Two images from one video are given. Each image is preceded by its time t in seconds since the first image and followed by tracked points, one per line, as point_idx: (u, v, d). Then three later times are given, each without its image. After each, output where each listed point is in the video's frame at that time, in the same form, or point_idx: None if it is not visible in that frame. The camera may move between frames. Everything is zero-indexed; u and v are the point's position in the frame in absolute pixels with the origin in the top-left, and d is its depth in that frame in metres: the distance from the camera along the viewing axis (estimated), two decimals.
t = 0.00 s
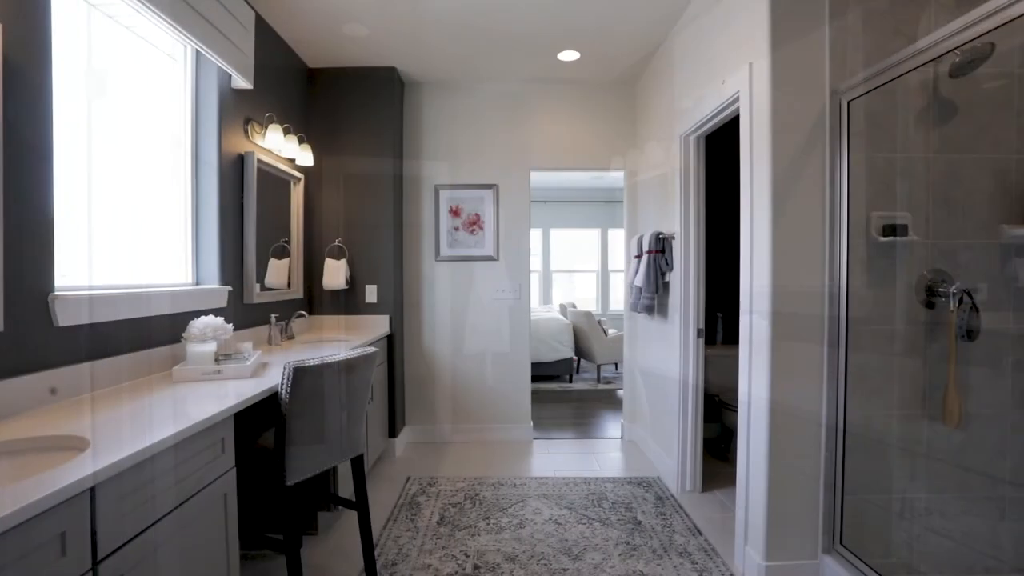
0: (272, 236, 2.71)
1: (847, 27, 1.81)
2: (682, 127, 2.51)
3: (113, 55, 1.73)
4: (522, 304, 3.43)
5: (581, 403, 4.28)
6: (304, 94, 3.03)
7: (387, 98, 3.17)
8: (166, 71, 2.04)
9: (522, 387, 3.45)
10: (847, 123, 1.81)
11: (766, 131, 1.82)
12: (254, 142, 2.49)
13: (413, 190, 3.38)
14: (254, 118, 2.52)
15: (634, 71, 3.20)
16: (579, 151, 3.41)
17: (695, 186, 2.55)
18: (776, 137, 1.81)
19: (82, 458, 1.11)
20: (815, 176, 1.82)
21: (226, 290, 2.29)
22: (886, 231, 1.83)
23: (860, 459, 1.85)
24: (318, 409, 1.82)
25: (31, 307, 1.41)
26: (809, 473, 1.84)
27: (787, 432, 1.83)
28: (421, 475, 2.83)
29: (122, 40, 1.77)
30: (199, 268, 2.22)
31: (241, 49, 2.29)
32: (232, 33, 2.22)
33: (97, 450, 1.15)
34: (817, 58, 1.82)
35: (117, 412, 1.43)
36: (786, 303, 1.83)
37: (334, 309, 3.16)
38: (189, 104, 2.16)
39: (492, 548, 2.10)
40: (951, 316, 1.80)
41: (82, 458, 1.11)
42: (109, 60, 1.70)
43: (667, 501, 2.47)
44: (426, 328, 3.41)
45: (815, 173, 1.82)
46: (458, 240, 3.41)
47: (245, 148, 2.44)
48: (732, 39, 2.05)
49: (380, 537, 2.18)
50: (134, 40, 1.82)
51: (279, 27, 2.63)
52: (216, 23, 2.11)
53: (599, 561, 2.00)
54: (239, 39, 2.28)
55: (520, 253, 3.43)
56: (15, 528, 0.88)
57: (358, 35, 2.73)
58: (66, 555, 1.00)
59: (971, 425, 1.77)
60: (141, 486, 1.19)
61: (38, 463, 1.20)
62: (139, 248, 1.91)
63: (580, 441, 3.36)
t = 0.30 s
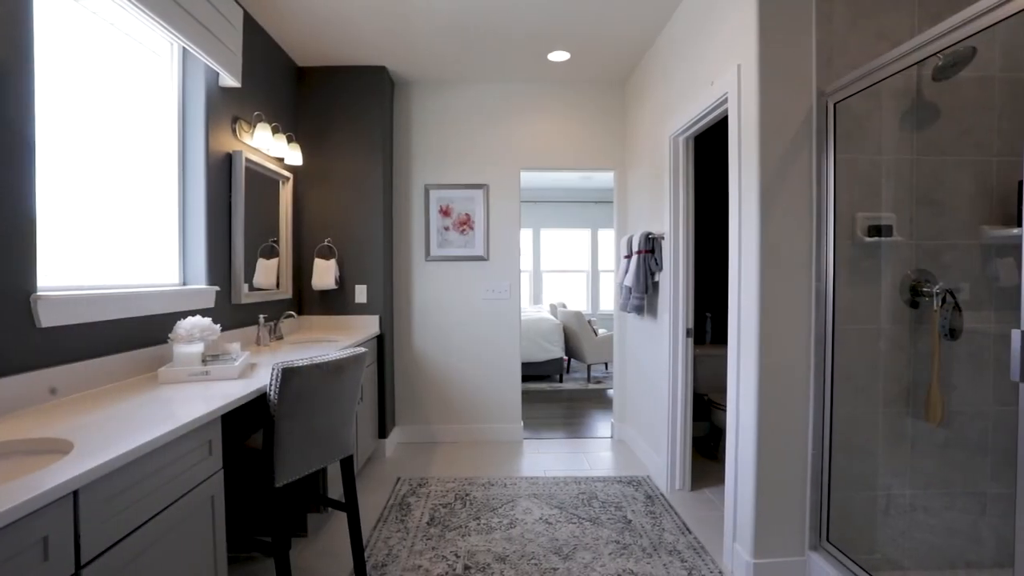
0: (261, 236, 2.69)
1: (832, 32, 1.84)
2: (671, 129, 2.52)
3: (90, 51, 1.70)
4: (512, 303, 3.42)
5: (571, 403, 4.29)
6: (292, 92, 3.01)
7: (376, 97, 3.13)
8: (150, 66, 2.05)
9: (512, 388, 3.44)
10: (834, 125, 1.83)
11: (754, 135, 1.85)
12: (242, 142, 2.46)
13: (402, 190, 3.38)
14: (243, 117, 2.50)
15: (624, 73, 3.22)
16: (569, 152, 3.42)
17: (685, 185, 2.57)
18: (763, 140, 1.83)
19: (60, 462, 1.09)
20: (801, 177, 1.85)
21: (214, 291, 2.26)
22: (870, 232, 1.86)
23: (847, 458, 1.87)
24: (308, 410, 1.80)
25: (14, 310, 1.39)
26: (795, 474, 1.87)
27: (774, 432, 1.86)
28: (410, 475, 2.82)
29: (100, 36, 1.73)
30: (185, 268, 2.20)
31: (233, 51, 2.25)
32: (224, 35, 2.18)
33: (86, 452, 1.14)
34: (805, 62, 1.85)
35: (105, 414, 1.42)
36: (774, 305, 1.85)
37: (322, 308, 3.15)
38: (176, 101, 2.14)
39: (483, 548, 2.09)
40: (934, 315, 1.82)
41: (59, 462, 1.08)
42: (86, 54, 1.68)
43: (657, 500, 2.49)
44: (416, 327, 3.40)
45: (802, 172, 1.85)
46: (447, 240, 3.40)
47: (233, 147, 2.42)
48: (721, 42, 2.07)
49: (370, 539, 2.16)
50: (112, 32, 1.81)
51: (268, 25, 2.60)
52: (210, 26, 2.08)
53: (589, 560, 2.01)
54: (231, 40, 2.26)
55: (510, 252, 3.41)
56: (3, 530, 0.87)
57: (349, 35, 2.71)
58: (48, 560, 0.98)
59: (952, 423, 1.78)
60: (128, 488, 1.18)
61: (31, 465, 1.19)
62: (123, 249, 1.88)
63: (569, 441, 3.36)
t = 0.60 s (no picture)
0: (248, 236, 2.66)
1: (818, 34, 1.86)
2: (660, 130, 2.53)
3: (72, 47, 1.67)
4: (501, 304, 3.42)
5: (561, 402, 4.30)
6: (279, 91, 2.99)
7: (364, 96, 3.11)
8: (135, 63, 2.02)
9: (501, 389, 3.43)
10: (819, 126, 1.85)
11: (741, 136, 1.87)
12: (230, 140, 2.45)
13: (391, 190, 3.37)
14: (230, 115, 2.47)
15: (613, 73, 3.23)
16: (559, 152, 3.43)
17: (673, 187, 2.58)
18: (751, 142, 1.85)
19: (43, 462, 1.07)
20: (787, 177, 1.87)
21: (201, 290, 2.24)
22: (855, 232, 1.88)
23: (832, 455, 1.89)
24: (296, 411, 1.79)
25: None
26: (780, 471, 1.89)
27: (761, 430, 1.88)
28: (400, 477, 2.81)
29: (80, 31, 1.70)
30: (171, 268, 2.17)
31: (220, 48, 2.23)
32: (212, 34, 2.16)
33: (68, 454, 1.12)
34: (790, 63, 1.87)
35: (88, 416, 1.40)
36: (761, 305, 1.87)
37: (310, 308, 3.12)
38: (161, 98, 2.11)
39: (472, 548, 2.09)
40: (917, 315, 1.84)
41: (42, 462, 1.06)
42: (67, 49, 1.65)
43: (647, 498, 2.50)
44: (406, 328, 3.39)
45: (787, 173, 1.87)
46: (436, 240, 3.39)
47: (220, 146, 2.39)
48: (708, 44, 2.09)
49: (359, 540, 2.15)
50: (95, 28, 1.79)
51: (255, 23, 2.58)
52: (197, 25, 2.05)
53: (580, 559, 2.01)
54: (219, 38, 2.23)
55: (499, 252, 3.41)
56: None
57: (338, 34, 2.70)
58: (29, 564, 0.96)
59: (935, 421, 1.81)
60: (113, 490, 1.17)
61: (14, 468, 1.17)
62: (106, 248, 1.85)
63: (559, 441, 3.37)
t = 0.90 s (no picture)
0: (235, 235, 2.64)
1: (803, 37, 1.88)
2: (647, 131, 2.55)
3: (53, 42, 1.64)
4: (491, 304, 3.42)
5: (550, 402, 4.31)
6: (266, 89, 2.96)
7: (352, 95, 3.09)
8: (119, 60, 1.97)
9: (490, 389, 3.43)
10: (804, 128, 1.87)
11: (728, 137, 1.88)
12: (216, 139, 2.42)
13: (380, 190, 3.35)
14: (216, 113, 2.45)
15: (602, 74, 3.25)
16: (548, 152, 3.43)
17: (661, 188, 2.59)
18: (737, 143, 1.87)
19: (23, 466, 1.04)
20: (772, 178, 1.89)
21: (186, 290, 2.21)
22: (839, 233, 1.91)
23: (817, 453, 1.92)
24: (282, 412, 1.77)
25: None
26: (766, 469, 1.91)
27: (748, 429, 1.90)
28: (389, 477, 2.79)
29: (60, 26, 1.67)
30: (155, 268, 2.14)
31: (206, 46, 2.20)
32: (198, 32, 2.13)
33: (44, 460, 1.09)
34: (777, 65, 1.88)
35: (68, 419, 1.37)
36: (748, 305, 1.89)
37: (297, 309, 3.09)
38: (144, 95, 2.07)
39: (462, 549, 2.09)
40: (900, 314, 1.85)
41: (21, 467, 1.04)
42: (48, 44, 1.61)
43: (635, 497, 2.51)
44: (394, 328, 3.38)
45: (773, 174, 1.89)
46: (425, 240, 3.37)
47: (206, 145, 2.37)
48: (695, 46, 2.11)
49: (347, 542, 2.14)
50: (76, 23, 1.75)
51: (242, 21, 2.56)
52: (183, 22, 2.03)
53: (569, 559, 2.02)
54: (205, 37, 2.21)
55: (489, 253, 3.41)
56: None
57: (326, 33, 2.68)
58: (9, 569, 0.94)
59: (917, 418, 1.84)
60: (93, 495, 1.14)
61: None
62: (89, 247, 1.81)
63: (548, 441, 3.38)
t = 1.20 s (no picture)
0: (220, 235, 2.60)
1: (787, 41, 1.91)
2: (635, 132, 2.56)
3: (33, 37, 1.60)
4: (479, 304, 3.42)
5: (539, 402, 4.32)
6: (252, 87, 2.93)
7: (339, 94, 3.07)
8: (100, 56, 1.94)
9: (479, 389, 3.43)
10: (789, 130, 1.89)
11: (714, 138, 1.90)
12: (200, 137, 2.39)
13: (368, 189, 3.33)
14: (201, 111, 2.42)
15: (589, 75, 3.26)
16: (537, 152, 3.44)
17: (648, 188, 2.61)
18: (724, 145, 1.88)
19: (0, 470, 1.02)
20: (757, 180, 1.91)
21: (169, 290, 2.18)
22: (823, 233, 1.93)
23: (802, 451, 1.94)
24: (267, 413, 1.75)
25: None
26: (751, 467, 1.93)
27: (734, 428, 1.92)
28: (376, 478, 2.78)
29: (40, 21, 1.63)
30: (138, 268, 2.11)
31: (192, 44, 2.18)
32: (183, 29, 2.11)
33: (24, 462, 1.07)
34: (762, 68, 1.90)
35: (48, 422, 1.34)
36: (733, 305, 1.91)
37: (284, 309, 3.07)
38: (126, 92, 2.04)
39: (450, 550, 2.08)
40: (882, 314, 1.89)
41: None
42: (28, 39, 1.58)
43: (623, 496, 2.52)
44: (382, 329, 3.36)
45: (758, 176, 1.91)
46: (413, 240, 3.36)
47: (190, 143, 2.34)
48: (682, 48, 2.12)
49: (334, 544, 2.12)
50: (56, 18, 1.71)
51: (228, 18, 2.53)
52: (168, 19, 2.00)
53: (557, 558, 2.02)
54: (190, 33, 2.18)
55: (477, 253, 3.41)
56: None
57: (313, 31, 2.66)
58: None
59: (898, 417, 1.87)
60: (76, 497, 1.13)
61: None
62: (72, 247, 1.78)
63: (536, 441, 3.38)
